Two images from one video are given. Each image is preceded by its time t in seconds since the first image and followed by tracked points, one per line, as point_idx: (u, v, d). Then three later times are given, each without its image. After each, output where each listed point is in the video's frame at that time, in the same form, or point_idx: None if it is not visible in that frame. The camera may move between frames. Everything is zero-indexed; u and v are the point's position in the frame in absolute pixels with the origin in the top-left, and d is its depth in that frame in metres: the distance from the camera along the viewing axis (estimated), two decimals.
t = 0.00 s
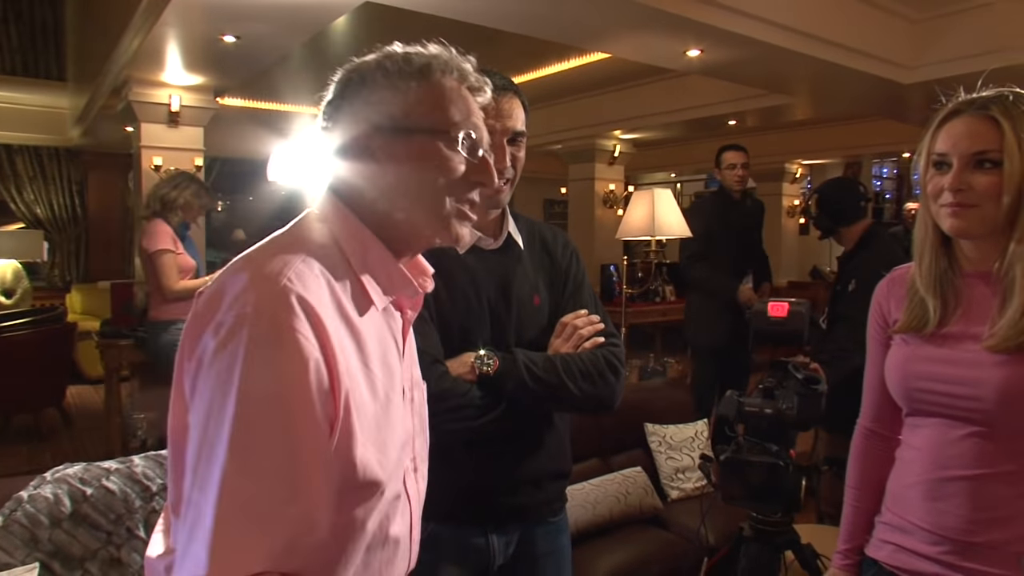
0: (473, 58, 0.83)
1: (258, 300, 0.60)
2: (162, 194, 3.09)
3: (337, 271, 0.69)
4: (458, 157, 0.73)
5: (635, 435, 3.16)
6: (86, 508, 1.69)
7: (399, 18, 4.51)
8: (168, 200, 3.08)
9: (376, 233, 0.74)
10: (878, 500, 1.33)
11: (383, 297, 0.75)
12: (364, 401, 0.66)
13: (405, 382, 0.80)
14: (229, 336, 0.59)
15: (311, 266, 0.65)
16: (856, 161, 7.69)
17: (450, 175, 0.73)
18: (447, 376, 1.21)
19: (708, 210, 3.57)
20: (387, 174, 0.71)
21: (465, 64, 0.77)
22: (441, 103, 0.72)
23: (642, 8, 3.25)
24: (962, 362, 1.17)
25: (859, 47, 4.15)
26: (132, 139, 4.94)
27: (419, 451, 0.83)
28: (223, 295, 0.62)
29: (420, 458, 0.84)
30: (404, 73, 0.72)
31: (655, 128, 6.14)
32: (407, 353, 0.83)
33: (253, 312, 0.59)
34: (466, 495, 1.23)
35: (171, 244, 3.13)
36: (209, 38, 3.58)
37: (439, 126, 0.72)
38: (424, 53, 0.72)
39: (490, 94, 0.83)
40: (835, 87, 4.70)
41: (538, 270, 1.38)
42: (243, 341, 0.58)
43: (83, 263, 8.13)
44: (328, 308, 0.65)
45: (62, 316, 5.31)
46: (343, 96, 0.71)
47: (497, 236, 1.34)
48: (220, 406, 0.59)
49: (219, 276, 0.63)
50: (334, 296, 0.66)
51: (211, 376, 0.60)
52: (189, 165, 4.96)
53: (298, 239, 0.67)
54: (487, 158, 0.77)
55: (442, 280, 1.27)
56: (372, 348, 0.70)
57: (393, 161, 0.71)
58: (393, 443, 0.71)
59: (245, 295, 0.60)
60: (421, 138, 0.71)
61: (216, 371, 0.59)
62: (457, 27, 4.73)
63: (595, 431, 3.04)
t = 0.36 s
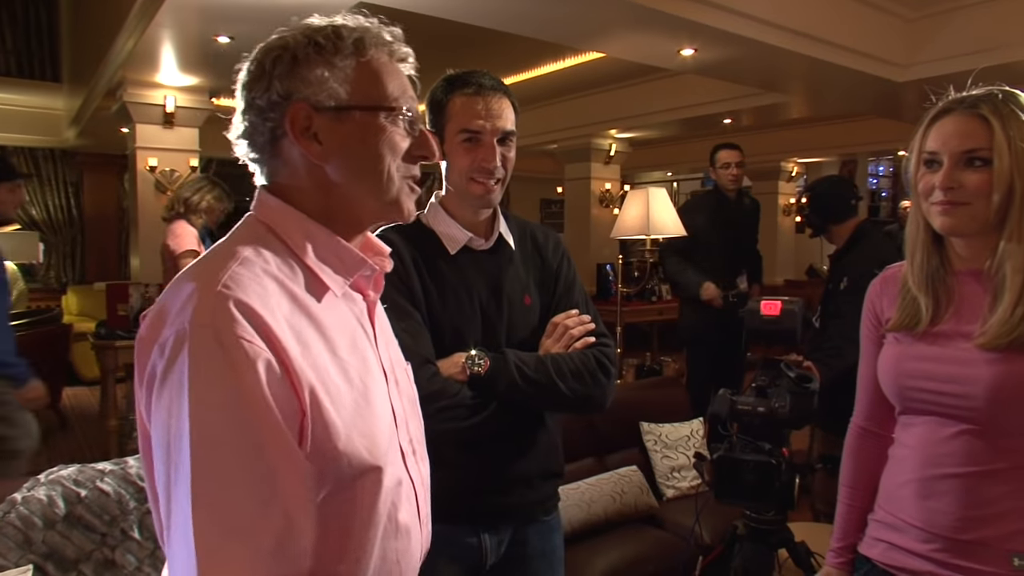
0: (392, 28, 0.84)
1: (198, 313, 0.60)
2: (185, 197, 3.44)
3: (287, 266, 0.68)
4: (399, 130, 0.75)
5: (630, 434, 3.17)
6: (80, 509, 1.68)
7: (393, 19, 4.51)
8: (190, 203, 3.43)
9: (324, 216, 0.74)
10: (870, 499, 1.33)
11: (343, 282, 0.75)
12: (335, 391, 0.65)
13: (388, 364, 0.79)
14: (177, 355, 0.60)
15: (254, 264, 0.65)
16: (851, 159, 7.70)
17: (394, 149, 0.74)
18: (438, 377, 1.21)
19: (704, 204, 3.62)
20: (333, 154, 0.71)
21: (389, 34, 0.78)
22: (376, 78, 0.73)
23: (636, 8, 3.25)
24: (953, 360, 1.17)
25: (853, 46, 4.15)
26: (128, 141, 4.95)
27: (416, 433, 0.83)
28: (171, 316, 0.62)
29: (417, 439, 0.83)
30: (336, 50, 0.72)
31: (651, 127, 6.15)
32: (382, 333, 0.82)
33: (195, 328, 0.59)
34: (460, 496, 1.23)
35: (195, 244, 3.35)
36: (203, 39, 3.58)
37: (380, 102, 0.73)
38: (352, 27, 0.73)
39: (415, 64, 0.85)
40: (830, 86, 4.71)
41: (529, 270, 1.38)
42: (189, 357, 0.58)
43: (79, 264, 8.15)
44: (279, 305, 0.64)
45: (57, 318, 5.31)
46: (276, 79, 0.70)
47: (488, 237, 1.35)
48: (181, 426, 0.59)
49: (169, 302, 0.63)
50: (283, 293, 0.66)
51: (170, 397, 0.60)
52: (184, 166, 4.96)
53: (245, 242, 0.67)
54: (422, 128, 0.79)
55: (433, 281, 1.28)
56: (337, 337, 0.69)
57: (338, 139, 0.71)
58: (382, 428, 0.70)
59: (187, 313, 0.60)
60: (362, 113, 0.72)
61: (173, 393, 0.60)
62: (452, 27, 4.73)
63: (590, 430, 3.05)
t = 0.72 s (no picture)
0: (366, 22, 0.81)
1: (212, 307, 0.55)
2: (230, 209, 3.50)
3: (278, 266, 0.65)
4: (379, 124, 0.71)
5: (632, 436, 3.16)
6: (81, 509, 1.69)
7: (396, 20, 4.52)
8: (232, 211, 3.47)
9: (306, 215, 0.71)
10: (869, 503, 1.33)
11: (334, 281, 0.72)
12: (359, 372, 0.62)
13: (377, 364, 0.77)
14: (202, 353, 0.55)
15: (252, 262, 0.61)
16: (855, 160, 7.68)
17: (375, 143, 0.71)
18: (434, 380, 1.21)
19: (710, 205, 3.61)
20: (312, 152, 0.68)
21: (364, 29, 0.75)
22: (353, 71, 0.70)
23: (637, 10, 3.25)
24: (953, 365, 1.17)
25: (856, 47, 4.15)
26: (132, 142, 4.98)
27: (407, 432, 0.81)
28: (178, 324, 0.57)
29: (408, 439, 0.81)
30: (311, 43, 0.69)
31: (654, 128, 6.14)
32: (367, 334, 0.80)
33: (215, 321, 0.55)
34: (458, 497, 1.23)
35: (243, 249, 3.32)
36: (206, 41, 3.59)
37: (358, 95, 0.69)
38: (326, 20, 0.69)
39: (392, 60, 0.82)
40: (833, 88, 4.70)
41: (525, 273, 1.39)
42: (218, 349, 0.54)
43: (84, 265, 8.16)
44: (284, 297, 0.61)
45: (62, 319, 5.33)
46: (250, 75, 0.67)
47: (484, 239, 1.36)
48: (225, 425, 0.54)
49: (172, 317, 0.58)
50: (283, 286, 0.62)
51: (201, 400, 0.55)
52: (188, 168, 4.98)
53: (235, 245, 0.62)
54: (400, 121, 0.76)
55: (429, 284, 1.29)
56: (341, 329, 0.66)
57: (317, 135, 0.68)
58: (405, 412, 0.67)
59: (200, 312, 0.55)
60: (341, 107, 0.68)
61: (212, 392, 0.54)
62: (454, 29, 4.74)
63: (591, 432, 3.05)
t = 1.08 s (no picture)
0: (352, 20, 0.81)
1: (191, 318, 0.54)
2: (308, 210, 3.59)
3: (264, 271, 0.64)
4: (364, 123, 0.71)
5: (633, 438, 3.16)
6: (80, 510, 1.71)
7: (399, 21, 4.53)
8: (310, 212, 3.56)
9: (291, 216, 0.71)
10: (867, 508, 1.32)
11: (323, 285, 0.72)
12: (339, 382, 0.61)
13: (367, 368, 0.76)
14: (178, 371, 0.54)
15: (236, 268, 0.60)
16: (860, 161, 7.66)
17: (359, 142, 0.71)
18: (427, 383, 1.22)
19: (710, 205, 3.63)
20: (294, 152, 0.68)
21: (347, 26, 0.75)
22: (338, 69, 0.70)
23: (638, 11, 3.24)
24: (950, 370, 1.16)
25: (858, 48, 4.13)
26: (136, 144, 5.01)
27: (395, 436, 0.81)
28: (159, 335, 0.56)
29: (396, 442, 0.81)
30: (293, 42, 0.69)
31: (657, 129, 6.14)
32: (357, 337, 0.80)
33: (192, 335, 0.54)
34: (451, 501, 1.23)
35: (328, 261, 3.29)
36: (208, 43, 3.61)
37: (341, 94, 0.69)
38: (310, 18, 0.70)
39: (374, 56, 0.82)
40: (836, 88, 4.68)
41: (521, 275, 1.39)
42: (192, 367, 0.53)
43: (90, 267, 8.21)
44: (268, 306, 0.60)
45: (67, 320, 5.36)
46: (231, 73, 0.67)
47: (478, 242, 1.35)
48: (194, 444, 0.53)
49: (154, 320, 0.58)
50: (268, 295, 0.62)
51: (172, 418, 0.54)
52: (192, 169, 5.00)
53: (224, 249, 0.62)
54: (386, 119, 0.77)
55: (422, 286, 1.28)
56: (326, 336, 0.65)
57: (300, 135, 0.67)
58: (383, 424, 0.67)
59: (180, 323, 0.55)
60: (323, 106, 0.68)
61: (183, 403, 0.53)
62: (457, 31, 4.74)
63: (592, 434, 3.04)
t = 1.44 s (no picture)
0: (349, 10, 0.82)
1: (168, 323, 0.54)
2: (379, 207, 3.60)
3: (255, 276, 0.65)
4: (358, 119, 0.72)
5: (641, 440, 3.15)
6: (89, 506, 1.73)
7: (411, 22, 4.54)
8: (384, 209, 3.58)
9: (289, 220, 0.72)
10: (871, 515, 1.31)
11: (313, 289, 0.72)
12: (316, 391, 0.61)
13: (359, 375, 0.76)
14: (150, 375, 0.54)
15: (221, 273, 0.61)
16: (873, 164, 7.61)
17: (351, 141, 0.71)
18: (430, 383, 1.22)
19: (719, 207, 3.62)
20: (284, 154, 0.69)
21: (341, 17, 0.75)
22: (327, 66, 0.70)
23: (648, 13, 3.24)
24: (953, 376, 1.15)
25: (872, 50, 4.10)
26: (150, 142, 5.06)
27: (384, 444, 0.80)
28: (138, 336, 0.57)
29: (385, 451, 0.81)
30: (277, 41, 0.69)
31: (669, 131, 6.12)
32: (353, 343, 0.80)
33: (166, 341, 0.54)
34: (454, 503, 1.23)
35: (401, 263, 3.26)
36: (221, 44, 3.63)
37: (331, 93, 0.70)
38: (295, 14, 0.69)
39: (377, 45, 0.82)
40: (849, 90, 4.66)
41: (525, 275, 1.39)
42: (163, 373, 0.53)
43: (105, 264, 8.31)
44: (250, 310, 0.60)
45: (82, 316, 5.43)
46: (219, 81, 0.70)
47: (484, 242, 1.35)
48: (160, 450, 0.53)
49: (137, 320, 0.58)
50: (252, 300, 0.62)
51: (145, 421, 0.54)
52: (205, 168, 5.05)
53: (214, 253, 0.63)
54: (388, 113, 0.77)
55: (426, 285, 1.29)
56: (309, 342, 0.65)
57: (287, 138, 0.69)
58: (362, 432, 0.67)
59: (155, 325, 0.55)
60: (311, 105, 0.69)
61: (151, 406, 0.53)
62: (468, 31, 4.76)
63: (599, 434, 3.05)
